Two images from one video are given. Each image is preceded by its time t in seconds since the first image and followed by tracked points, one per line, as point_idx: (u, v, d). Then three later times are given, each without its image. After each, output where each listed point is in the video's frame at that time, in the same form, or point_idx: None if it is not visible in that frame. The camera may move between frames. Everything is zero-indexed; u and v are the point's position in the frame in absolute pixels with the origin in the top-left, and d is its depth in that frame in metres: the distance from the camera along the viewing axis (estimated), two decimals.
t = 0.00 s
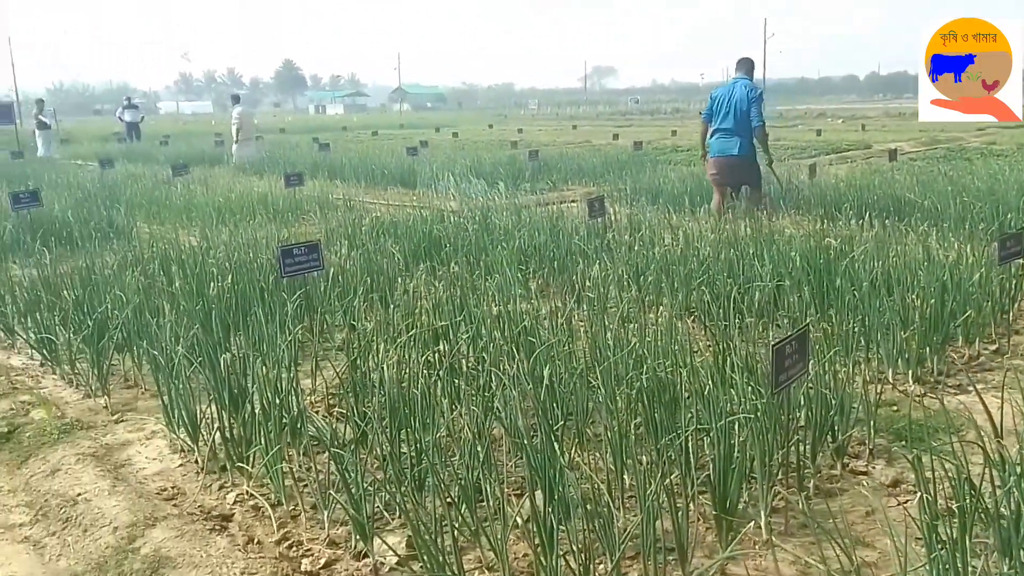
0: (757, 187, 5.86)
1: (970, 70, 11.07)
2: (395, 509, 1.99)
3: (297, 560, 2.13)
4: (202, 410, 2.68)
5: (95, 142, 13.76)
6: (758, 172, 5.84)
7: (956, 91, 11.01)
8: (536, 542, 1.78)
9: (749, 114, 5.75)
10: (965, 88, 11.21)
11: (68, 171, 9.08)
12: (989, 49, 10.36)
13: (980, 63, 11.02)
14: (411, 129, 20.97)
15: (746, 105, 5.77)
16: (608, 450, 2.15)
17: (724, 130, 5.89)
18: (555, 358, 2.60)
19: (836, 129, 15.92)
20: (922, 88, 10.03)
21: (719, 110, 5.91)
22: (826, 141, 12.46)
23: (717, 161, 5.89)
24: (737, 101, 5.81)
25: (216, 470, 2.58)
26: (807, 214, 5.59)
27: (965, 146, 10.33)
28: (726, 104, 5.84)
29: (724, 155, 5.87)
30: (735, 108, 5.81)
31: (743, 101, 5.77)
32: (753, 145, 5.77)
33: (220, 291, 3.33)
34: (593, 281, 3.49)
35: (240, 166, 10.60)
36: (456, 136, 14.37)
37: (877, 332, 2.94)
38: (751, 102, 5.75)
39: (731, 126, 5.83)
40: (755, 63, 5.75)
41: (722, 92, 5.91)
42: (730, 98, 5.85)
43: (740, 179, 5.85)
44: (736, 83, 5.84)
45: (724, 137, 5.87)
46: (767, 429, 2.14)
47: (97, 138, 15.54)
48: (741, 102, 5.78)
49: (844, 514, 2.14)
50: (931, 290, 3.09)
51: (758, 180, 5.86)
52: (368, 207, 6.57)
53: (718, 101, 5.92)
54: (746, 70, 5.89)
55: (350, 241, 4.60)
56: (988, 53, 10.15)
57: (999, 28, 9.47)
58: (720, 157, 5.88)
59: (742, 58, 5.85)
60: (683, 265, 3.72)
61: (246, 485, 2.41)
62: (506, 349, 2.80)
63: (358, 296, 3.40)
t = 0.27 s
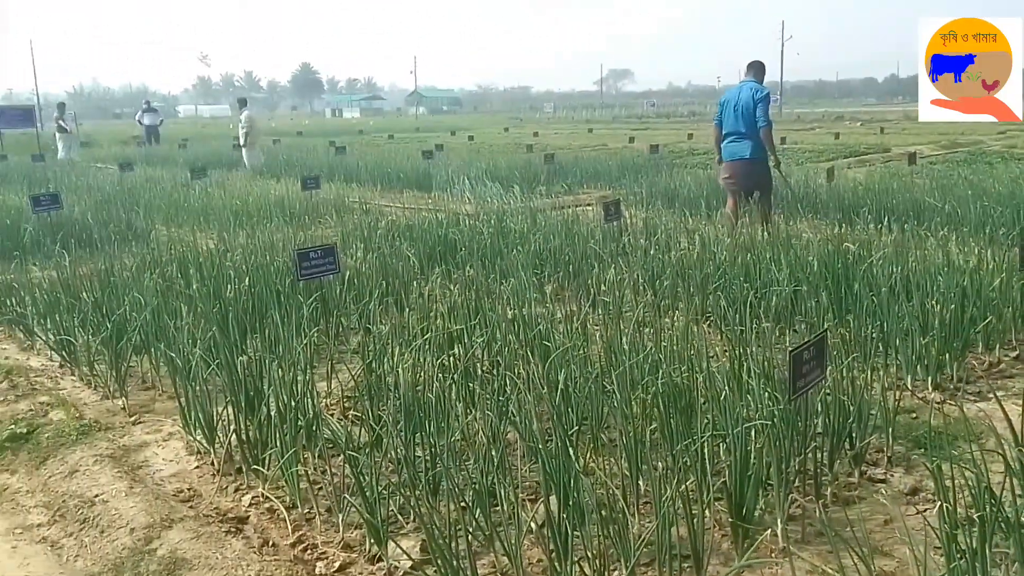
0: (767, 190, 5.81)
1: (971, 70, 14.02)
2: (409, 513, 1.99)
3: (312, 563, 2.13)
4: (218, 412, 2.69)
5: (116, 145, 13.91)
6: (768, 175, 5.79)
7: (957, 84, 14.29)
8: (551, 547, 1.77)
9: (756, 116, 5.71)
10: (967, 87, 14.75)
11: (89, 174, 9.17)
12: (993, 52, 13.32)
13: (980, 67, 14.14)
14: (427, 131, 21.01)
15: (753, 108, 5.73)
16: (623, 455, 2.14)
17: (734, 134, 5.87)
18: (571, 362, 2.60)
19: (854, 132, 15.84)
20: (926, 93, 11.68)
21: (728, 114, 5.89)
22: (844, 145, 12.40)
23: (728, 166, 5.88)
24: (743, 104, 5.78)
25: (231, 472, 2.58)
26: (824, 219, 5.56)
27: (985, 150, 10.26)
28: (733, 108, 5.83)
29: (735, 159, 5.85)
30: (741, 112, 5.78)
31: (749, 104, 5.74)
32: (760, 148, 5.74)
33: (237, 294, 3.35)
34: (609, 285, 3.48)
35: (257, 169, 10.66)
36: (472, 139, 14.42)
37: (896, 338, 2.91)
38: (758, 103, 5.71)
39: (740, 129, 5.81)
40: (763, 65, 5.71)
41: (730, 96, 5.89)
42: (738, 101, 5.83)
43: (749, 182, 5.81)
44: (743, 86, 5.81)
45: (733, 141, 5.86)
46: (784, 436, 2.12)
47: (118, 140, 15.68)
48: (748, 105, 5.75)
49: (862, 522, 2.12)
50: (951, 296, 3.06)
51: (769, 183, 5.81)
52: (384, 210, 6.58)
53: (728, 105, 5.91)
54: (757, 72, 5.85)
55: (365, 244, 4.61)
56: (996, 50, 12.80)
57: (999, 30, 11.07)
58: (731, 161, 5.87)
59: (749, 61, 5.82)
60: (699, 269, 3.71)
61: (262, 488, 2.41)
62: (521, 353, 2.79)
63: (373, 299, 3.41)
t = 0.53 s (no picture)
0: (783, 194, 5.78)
1: (972, 70, 14.13)
2: (423, 514, 2.00)
3: (326, 564, 2.14)
4: (234, 412, 2.70)
5: (133, 148, 14.01)
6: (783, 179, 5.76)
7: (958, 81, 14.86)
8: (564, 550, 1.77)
9: (771, 119, 5.68)
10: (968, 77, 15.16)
11: (106, 176, 9.25)
12: (994, 52, 13.40)
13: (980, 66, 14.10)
14: (441, 134, 21.05)
15: (767, 111, 5.71)
16: (637, 459, 2.14)
17: (749, 137, 5.84)
18: (586, 365, 2.59)
19: (871, 135, 15.74)
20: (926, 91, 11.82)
21: (742, 118, 5.86)
22: (861, 147, 12.32)
23: (744, 170, 5.84)
24: (758, 107, 5.75)
25: (246, 473, 2.60)
26: (841, 222, 5.52)
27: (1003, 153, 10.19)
28: (747, 112, 5.80)
29: (751, 162, 5.81)
30: (756, 115, 5.75)
31: (764, 107, 5.71)
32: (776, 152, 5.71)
33: (253, 296, 3.36)
34: (623, 288, 3.47)
35: (272, 172, 10.71)
36: (486, 142, 14.45)
37: (913, 342, 2.89)
38: (772, 107, 5.69)
39: (755, 132, 5.78)
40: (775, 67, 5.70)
41: (743, 99, 5.87)
42: (751, 104, 5.80)
43: (765, 186, 5.79)
44: (756, 89, 5.79)
45: (748, 144, 5.82)
46: (800, 440, 2.11)
47: (135, 143, 15.81)
48: (762, 107, 5.72)
49: (878, 528, 2.10)
50: (969, 301, 3.03)
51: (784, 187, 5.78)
52: (399, 212, 6.59)
53: (741, 109, 5.88)
54: (769, 74, 5.83)
55: (380, 246, 4.62)
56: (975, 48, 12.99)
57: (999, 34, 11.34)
58: (747, 165, 5.83)
59: (760, 63, 5.80)
60: (714, 272, 3.70)
61: (276, 489, 2.42)
62: (535, 356, 2.79)
63: (388, 301, 3.42)
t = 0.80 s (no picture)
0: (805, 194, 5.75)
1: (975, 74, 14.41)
2: (437, 512, 2.00)
3: (340, 561, 2.15)
4: (249, 409, 2.72)
5: (151, 147, 14.10)
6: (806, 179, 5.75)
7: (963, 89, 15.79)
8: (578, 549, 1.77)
9: (796, 118, 5.69)
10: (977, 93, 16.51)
11: (124, 174, 9.33)
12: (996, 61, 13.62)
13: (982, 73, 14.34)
14: (457, 133, 21.06)
15: (792, 110, 5.70)
16: (652, 459, 2.13)
17: (770, 137, 5.81)
18: (600, 365, 2.59)
19: (889, 134, 15.61)
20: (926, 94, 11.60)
21: (764, 117, 5.82)
22: (879, 147, 12.23)
23: (766, 170, 5.78)
24: (782, 105, 5.73)
25: (262, 469, 2.61)
26: (858, 222, 5.48)
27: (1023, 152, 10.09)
28: (770, 111, 5.77)
29: (774, 162, 5.77)
30: (781, 113, 5.73)
31: (788, 106, 5.70)
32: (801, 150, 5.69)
33: (268, 294, 3.38)
34: (638, 287, 3.46)
35: (287, 171, 10.75)
36: (501, 141, 14.45)
37: (931, 343, 2.87)
38: (797, 106, 5.69)
39: (778, 132, 5.75)
40: (792, 66, 5.75)
41: (763, 100, 5.85)
42: (774, 103, 5.78)
43: (790, 185, 5.75)
44: (779, 88, 5.78)
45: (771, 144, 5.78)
46: (817, 440, 2.09)
47: (153, 142, 15.93)
48: (786, 107, 5.71)
49: (895, 530, 2.09)
50: (989, 302, 3.00)
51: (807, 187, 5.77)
52: (413, 211, 6.59)
53: (761, 109, 5.86)
54: (784, 76, 5.86)
55: (394, 245, 4.63)
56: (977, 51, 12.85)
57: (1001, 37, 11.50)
58: (769, 165, 5.78)
59: (778, 64, 5.81)
60: (729, 272, 3.68)
61: (291, 485, 2.44)
62: (549, 355, 2.79)
63: (402, 299, 3.42)
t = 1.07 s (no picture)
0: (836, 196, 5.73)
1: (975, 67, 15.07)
2: (455, 512, 2.00)
3: (358, 559, 2.15)
4: (269, 407, 2.73)
5: (173, 147, 14.25)
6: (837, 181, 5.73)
7: (958, 85, 15.86)
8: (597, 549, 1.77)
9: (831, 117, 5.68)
10: (971, 90, 16.47)
11: (148, 174, 9.43)
12: (996, 47, 14.27)
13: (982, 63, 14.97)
14: (476, 133, 21.13)
15: (828, 110, 5.69)
16: (670, 460, 2.12)
17: (804, 137, 5.75)
18: (619, 365, 2.58)
19: (911, 134, 15.49)
20: (922, 89, 11.69)
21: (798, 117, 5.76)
22: (900, 146, 12.15)
23: (801, 169, 5.71)
24: (817, 105, 5.71)
25: (281, 467, 2.63)
26: (879, 222, 5.44)
27: None
28: (804, 110, 5.73)
29: (809, 161, 5.70)
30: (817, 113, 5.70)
31: (824, 106, 5.69)
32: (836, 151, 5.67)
33: (288, 293, 3.40)
34: (656, 287, 3.46)
35: (307, 171, 10.83)
36: (519, 141, 14.48)
37: (953, 345, 2.84)
38: (832, 106, 5.70)
39: (814, 131, 5.71)
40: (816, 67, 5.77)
41: (794, 99, 5.80)
42: (808, 103, 5.75)
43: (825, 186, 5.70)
44: (811, 89, 5.77)
45: (806, 143, 5.72)
46: (838, 443, 2.07)
47: (176, 142, 16.12)
48: (822, 106, 5.69)
49: (918, 534, 2.07)
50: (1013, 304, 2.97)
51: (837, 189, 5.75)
52: (432, 210, 6.62)
53: (793, 108, 5.81)
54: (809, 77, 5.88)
55: (414, 244, 4.66)
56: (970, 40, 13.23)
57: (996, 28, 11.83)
58: (804, 164, 5.71)
59: (807, 64, 5.80)
60: (749, 272, 3.67)
61: (310, 484, 2.45)
62: (567, 355, 2.79)
63: (421, 298, 3.44)
